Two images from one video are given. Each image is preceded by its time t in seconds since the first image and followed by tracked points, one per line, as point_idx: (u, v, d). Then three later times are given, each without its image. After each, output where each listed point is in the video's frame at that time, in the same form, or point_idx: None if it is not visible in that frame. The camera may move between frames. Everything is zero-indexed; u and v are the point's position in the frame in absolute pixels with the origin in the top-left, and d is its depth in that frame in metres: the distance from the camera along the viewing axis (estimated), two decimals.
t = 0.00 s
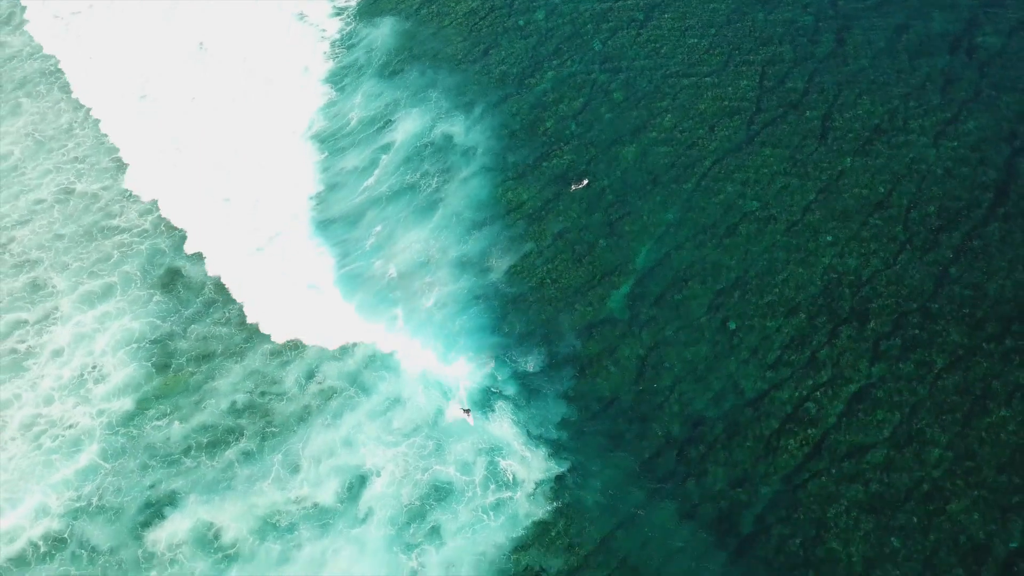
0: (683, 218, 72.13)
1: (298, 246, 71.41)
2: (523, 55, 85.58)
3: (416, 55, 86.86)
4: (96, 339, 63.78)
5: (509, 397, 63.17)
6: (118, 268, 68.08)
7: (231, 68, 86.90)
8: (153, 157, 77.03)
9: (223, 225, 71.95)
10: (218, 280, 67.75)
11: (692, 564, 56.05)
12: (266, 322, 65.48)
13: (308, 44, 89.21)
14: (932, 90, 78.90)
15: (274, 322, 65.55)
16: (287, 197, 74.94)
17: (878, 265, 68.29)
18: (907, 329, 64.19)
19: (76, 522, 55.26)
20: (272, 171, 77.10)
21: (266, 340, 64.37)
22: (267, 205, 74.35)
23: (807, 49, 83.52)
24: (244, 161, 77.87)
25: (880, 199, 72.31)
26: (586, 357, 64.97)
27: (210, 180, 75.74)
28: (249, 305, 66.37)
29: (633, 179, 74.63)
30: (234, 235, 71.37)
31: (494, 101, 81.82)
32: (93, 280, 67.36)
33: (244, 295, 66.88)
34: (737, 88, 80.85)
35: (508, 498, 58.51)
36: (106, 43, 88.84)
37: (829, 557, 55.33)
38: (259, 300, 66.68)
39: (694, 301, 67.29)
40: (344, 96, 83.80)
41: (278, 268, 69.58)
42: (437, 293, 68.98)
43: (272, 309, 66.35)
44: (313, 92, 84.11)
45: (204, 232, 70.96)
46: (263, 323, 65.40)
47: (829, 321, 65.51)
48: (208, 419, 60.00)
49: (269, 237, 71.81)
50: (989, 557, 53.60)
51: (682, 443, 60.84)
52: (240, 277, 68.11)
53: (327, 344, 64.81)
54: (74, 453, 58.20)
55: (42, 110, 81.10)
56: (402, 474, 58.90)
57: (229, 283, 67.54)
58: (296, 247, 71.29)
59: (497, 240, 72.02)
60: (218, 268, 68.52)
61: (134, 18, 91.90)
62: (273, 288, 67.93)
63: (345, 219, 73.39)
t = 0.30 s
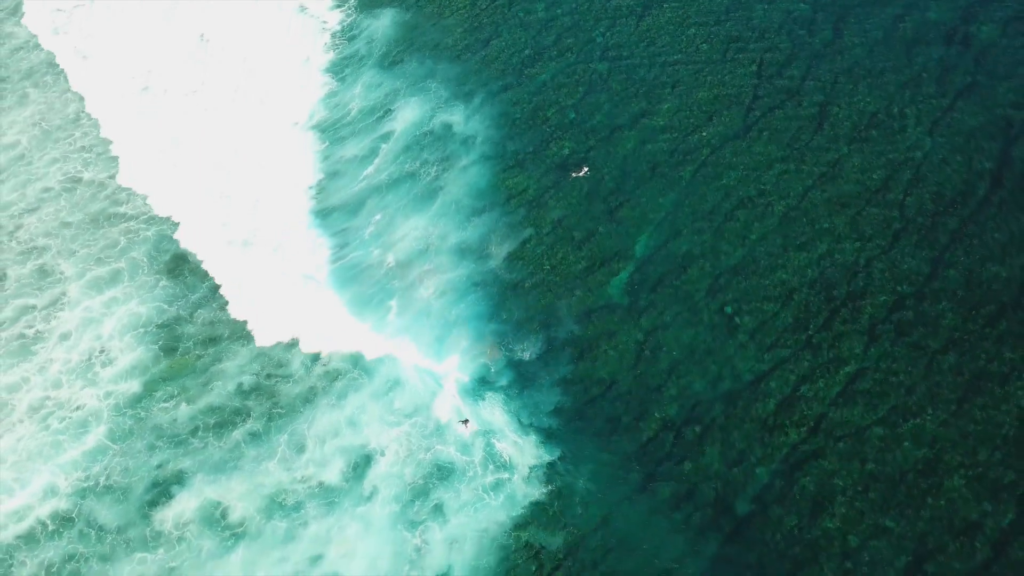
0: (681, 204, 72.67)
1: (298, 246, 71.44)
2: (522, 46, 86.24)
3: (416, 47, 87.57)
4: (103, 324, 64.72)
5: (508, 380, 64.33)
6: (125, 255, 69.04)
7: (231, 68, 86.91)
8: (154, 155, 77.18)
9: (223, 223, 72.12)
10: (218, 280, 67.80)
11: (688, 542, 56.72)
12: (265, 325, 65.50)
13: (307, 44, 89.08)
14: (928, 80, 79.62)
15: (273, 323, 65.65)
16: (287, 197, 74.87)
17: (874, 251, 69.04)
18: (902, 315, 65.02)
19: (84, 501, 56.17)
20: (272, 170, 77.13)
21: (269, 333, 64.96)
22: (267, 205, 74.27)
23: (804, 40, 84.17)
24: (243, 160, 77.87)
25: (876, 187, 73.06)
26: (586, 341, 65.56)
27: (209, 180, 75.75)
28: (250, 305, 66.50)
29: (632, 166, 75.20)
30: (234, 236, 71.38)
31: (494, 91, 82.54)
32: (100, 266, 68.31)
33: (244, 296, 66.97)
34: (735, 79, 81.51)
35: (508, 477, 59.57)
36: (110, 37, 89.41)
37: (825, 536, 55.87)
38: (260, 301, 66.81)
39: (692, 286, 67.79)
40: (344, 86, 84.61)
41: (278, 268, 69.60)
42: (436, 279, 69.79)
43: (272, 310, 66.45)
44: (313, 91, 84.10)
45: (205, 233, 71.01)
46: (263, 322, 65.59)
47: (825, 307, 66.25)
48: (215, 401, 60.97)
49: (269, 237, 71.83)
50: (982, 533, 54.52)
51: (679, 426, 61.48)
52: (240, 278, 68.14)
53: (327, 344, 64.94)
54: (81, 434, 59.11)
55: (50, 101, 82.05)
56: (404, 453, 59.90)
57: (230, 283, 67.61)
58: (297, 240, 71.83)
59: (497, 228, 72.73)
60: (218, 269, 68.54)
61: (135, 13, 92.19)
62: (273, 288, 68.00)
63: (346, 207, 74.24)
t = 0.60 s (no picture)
0: (680, 192, 73.40)
1: (298, 246, 71.66)
2: (522, 37, 86.97)
3: (417, 38, 88.34)
4: (110, 309, 65.72)
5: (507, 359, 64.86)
6: (132, 241, 70.02)
7: (231, 68, 86.69)
8: (155, 152, 77.74)
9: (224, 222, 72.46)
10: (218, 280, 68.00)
11: (685, 521, 57.22)
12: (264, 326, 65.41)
13: (307, 44, 88.84)
14: (924, 71, 80.39)
15: (272, 323, 65.58)
16: (287, 197, 75.01)
17: (871, 238, 69.87)
18: (898, 300, 65.88)
19: (92, 482, 57.13)
20: (272, 170, 77.25)
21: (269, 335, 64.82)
22: (267, 207, 74.38)
23: (802, 31, 84.92)
24: (244, 161, 78.00)
25: (873, 176, 73.94)
26: (586, 325, 66.07)
27: (210, 180, 75.99)
28: (250, 305, 66.61)
29: (631, 155, 75.98)
30: (234, 238, 71.51)
31: (494, 82, 83.32)
32: (107, 253, 69.26)
33: (244, 296, 67.16)
34: (733, 69, 82.29)
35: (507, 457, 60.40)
36: (112, 32, 89.78)
37: (821, 516, 56.61)
38: (260, 301, 66.93)
39: (691, 272, 68.43)
40: (344, 77, 85.43)
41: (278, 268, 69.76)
42: (436, 264, 70.56)
43: (271, 311, 66.47)
44: (314, 83, 84.85)
45: (205, 234, 71.26)
46: (263, 321, 65.63)
47: (822, 292, 66.98)
48: (222, 384, 61.92)
49: (269, 237, 72.09)
50: (974, 512, 55.49)
51: (677, 409, 61.88)
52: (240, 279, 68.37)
53: (327, 345, 64.86)
54: (89, 417, 60.02)
55: (56, 92, 82.97)
56: (406, 434, 60.92)
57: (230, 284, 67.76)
58: (299, 232, 72.57)
59: (496, 215, 73.46)
60: (218, 270, 68.66)
61: (136, 7, 92.30)
62: (272, 289, 68.10)
63: (346, 195, 75.15)
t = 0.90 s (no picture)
0: (678, 181, 74.16)
1: (298, 245, 71.69)
2: (522, 28, 87.66)
3: (418, 30, 89.05)
4: (117, 294, 66.73)
5: (507, 342, 65.67)
6: (138, 228, 71.08)
7: (231, 68, 86.64)
8: (156, 149, 78.00)
9: (225, 218, 72.87)
10: (218, 281, 68.02)
11: (682, 501, 57.85)
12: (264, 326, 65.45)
13: (308, 36, 89.44)
14: (920, 62, 81.09)
15: (271, 324, 65.68)
16: (287, 197, 75.00)
17: (867, 226, 70.65)
18: (893, 286, 66.66)
19: (99, 462, 58.01)
20: (272, 169, 77.16)
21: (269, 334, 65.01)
22: (267, 208, 74.30)
23: (799, 22, 85.62)
24: (243, 161, 77.87)
25: (869, 164, 74.68)
26: (586, 311, 66.79)
27: (210, 180, 75.97)
28: (250, 305, 66.76)
29: (630, 145, 76.74)
30: (234, 238, 71.48)
31: (493, 73, 84.05)
32: (113, 240, 70.25)
33: (244, 296, 67.19)
34: (731, 61, 83.03)
35: (507, 437, 61.32)
36: (114, 28, 90.01)
37: (817, 496, 57.33)
38: (260, 301, 67.08)
39: (689, 259, 69.17)
40: (344, 68, 86.26)
41: (278, 268, 69.80)
42: (435, 251, 71.44)
43: (271, 312, 66.57)
44: (314, 75, 85.56)
45: (205, 235, 71.32)
46: (263, 322, 65.77)
47: (818, 279, 67.77)
48: (228, 366, 62.89)
49: (269, 236, 72.19)
50: (967, 494, 56.37)
51: (675, 392, 62.55)
52: (240, 278, 68.47)
53: (327, 344, 65.15)
54: (96, 399, 60.92)
55: (62, 82, 83.77)
56: (407, 418, 61.99)
57: (230, 283, 67.87)
58: (301, 222, 73.38)
59: (495, 203, 74.25)
60: (218, 269, 68.78)
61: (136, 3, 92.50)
62: (272, 289, 68.18)
63: (346, 184, 76.00)
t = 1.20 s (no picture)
0: (676, 170, 74.90)
1: (297, 243, 71.97)
2: (522, 20, 88.36)
3: (419, 22, 89.80)
4: (124, 280, 67.98)
5: (506, 326, 66.50)
6: (144, 216, 72.34)
7: (231, 69, 86.80)
8: (157, 147, 78.49)
9: (228, 211, 73.89)
10: (218, 282, 68.40)
11: (679, 482, 58.67)
12: (264, 328, 65.78)
13: (308, 29, 90.24)
14: (917, 52, 81.61)
15: (271, 329, 65.87)
16: (286, 198, 75.17)
17: (863, 213, 71.42)
18: (889, 273, 67.40)
19: (107, 443, 59.34)
20: (271, 170, 77.29)
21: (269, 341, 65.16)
22: (266, 208, 74.43)
23: (797, 14, 86.22)
24: (243, 161, 78.01)
25: (865, 153, 75.37)
26: (585, 296, 67.64)
27: (210, 180, 76.25)
28: (250, 305, 67.15)
29: (629, 134, 77.44)
30: (233, 239, 71.78)
31: (493, 64, 84.81)
32: (120, 227, 71.41)
33: (244, 296, 67.63)
34: (729, 52, 83.69)
35: (506, 418, 62.21)
36: (116, 25, 90.31)
37: (813, 477, 58.10)
38: (260, 302, 67.45)
39: (687, 246, 69.94)
40: (344, 59, 87.11)
41: (278, 268, 70.09)
42: (435, 238, 72.35)
43: (271, 314, 66.79)
44: (315, 67, 86.44)
45: (204, 236, 71.61)
46: (262, 322, 66.18)
47: (815, 265, 68.56)
48: (234, 349, 64.22)
49: (269, 235, 72.42)
50: (962, 475, 57.08)
51: (673, 375, 63.37)
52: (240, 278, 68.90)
53: (327, 344, 65.61)
54: (104, 382, 62.16)
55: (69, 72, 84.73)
56: (408, 401, 63.06)
57: (231, 286, 68.18)
58: (302, 212, 74.21)
59: (494, 191, 75.06)
60: (218, 270, 69.20)
61: None
62: (272, 289, 68.57)
63: (346, 172, 76.89)
